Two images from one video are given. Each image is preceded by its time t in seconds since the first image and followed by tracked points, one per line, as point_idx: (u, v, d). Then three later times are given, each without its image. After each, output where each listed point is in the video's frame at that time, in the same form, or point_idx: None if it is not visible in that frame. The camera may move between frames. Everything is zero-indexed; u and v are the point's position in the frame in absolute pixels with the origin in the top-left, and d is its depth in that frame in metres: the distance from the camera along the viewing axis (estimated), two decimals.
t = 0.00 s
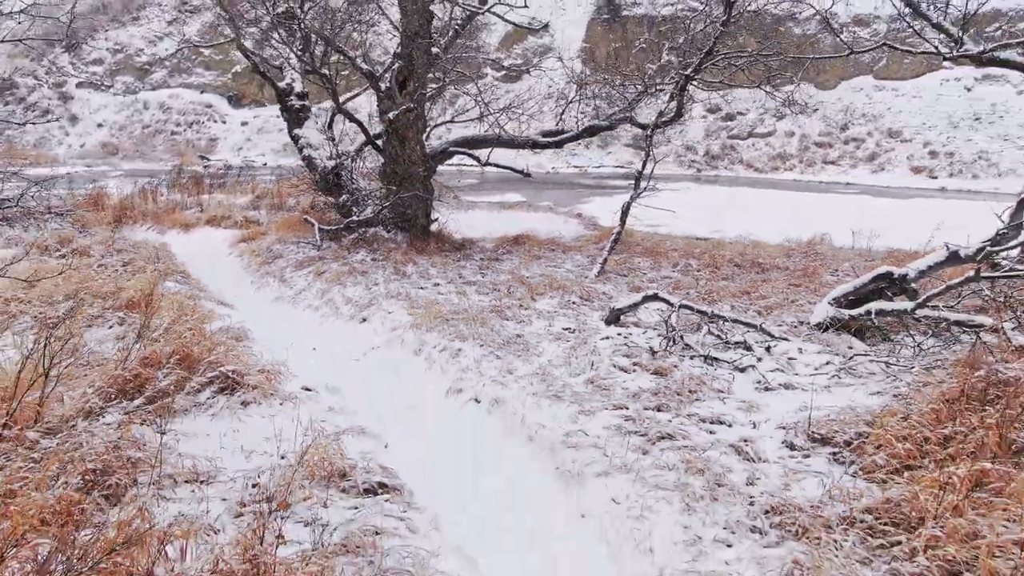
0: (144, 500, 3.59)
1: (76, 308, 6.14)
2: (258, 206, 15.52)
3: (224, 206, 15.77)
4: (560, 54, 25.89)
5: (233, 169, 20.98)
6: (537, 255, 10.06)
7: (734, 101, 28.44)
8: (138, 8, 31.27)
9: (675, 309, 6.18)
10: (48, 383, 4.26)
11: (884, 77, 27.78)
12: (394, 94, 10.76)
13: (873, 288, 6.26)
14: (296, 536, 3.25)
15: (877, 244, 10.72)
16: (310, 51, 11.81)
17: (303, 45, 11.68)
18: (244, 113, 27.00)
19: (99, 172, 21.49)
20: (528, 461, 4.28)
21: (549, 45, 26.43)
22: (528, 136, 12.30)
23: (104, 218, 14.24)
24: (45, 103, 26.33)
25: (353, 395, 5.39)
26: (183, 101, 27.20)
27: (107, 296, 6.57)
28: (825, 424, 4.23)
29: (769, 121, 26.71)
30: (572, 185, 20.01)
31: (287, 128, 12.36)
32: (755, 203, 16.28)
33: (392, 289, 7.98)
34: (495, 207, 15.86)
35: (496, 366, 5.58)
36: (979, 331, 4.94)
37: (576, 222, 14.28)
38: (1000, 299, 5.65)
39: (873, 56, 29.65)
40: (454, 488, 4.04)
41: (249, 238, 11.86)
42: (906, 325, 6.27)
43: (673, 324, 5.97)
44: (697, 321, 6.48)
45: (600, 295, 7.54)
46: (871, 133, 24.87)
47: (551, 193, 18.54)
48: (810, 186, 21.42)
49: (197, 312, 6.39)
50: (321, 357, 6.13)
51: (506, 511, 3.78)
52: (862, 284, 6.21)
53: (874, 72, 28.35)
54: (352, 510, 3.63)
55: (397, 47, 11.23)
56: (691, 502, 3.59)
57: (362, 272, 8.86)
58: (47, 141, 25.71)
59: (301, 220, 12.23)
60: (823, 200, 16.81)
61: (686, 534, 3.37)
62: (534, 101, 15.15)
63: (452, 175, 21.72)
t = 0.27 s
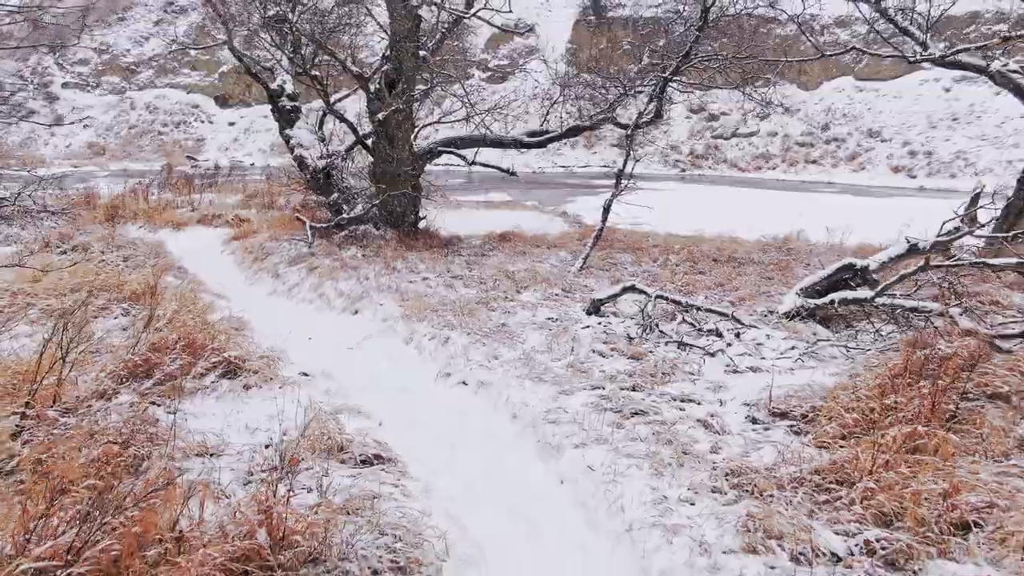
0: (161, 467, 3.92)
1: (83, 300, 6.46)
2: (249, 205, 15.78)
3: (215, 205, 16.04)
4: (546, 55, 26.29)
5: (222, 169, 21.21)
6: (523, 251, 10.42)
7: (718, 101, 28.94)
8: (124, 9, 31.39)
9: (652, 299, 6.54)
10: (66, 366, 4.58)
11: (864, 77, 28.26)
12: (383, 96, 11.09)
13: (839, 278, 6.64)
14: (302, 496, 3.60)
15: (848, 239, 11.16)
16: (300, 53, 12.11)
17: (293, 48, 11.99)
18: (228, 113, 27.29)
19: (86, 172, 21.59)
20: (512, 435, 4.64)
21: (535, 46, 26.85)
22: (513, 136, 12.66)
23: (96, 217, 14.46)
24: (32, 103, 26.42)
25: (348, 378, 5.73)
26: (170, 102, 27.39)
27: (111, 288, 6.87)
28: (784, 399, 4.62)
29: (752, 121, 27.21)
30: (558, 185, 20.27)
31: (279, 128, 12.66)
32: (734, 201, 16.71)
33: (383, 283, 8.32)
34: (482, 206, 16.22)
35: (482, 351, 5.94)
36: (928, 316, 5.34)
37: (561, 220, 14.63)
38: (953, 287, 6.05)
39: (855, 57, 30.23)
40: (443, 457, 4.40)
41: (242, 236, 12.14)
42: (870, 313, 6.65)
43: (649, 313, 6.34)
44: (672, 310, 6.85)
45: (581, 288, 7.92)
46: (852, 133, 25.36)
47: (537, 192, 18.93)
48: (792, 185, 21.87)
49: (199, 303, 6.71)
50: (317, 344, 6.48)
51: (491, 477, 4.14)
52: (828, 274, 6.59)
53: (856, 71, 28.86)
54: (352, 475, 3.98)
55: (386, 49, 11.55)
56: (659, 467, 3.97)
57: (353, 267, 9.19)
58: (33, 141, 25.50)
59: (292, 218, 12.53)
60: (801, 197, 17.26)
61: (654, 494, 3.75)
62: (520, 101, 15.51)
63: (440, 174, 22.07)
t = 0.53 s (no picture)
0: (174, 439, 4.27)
1: (87, 293, 6.76)
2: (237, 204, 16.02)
3: (204, 205, 16.30)
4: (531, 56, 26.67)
5: (210, 169, 21.44)
6: (507, 247, 10.79)
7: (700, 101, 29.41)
8: (108, 9, 31.46)
9: (628, 289, 6.92)
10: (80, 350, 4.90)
11: (843, 79, 28.62)
12: (371, 97, 11.43)
13: (804, 269, 7.06)
14: (306, 462, 3.96)
15: (820, 235, 11.61)
16: (290, 56, 12.43)
17: (283, 50, 12.31)
18: (213, 113, 27.85)
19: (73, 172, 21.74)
20: (495, 413, 5.00)
21: (520, 47, 27.23)
22: (498, 136, 13.04)
23: (87, 216, 14.70)
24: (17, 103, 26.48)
25: (341, 364, 6.07)
26: (156, 102, 27.55)
27: (112, 281, 7.18)
28: (747, 378, 5.01)
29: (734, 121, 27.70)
30: (542, 185, 20.51)
31: (269, 129, 12.97)
32: (714, 200, 17.15)
33: (373, 277, 8.66)
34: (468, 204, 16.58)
35: (468, 339, 6.31)
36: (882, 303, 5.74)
37: (545, 219, 15.00)
38: (908, 277, 6.47)
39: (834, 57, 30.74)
40: (431, 433, 4.73)
41: (233, 233, 12.41)
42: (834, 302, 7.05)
43: (625, 302, 6.73)
44: (648, 301, 7.25)
45: (563, 281, 8.30)
46: (831, 133, 25.58)
47: (522, 191, 19.31)
48: (771, 184, 22.33)
49: (198, 295, 7.03)
50: (312, 333, 6.84)
51: (476, 448, 4.49)
52: (793, 266, 6.99)
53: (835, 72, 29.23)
54: (348, 446, 4.33)
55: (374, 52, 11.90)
56: (631, 438, 4.35)
57: (344, 263, 9.53)
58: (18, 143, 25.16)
59: (283, 216, 12.85)
60: (779, 196, 17.72)
61: (624, 461, 4.13)
62: (504, 102, 15.87)
63: (427, 173, 22.41)
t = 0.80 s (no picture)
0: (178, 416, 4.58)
1: (84, 286, 7.04)
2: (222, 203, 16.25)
3: (189, 204, 16.52)
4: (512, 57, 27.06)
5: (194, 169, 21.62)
6: (489, 244, 11.15)
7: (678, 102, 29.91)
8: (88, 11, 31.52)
9: (602, 281, 7.32)
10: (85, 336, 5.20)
11: (817, 80, 29.28)
12: (356, 99, 11.76)
13: (768, 261, 7.47)
14: (303, 434, 4.29)
15: (789, 231, 12.06)
16: (276, 58, 12.72)
17: (269, 53, 12.60)
18: (193, 114, 28.18)
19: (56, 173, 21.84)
20: (476, 395, 5.34)
21: (501, 49, 27.59)
22: (479, 136, 13.40)
23: (73, 215, 14.89)
24: None
25: (330, 352, 6.38)
26: (137, 103, 27.67)
27: (107, 276, 7.45)
28: (710, 359, 5.41)
29: (712, 122, 28.22)
30: (523, 185, 20.80)
31: (255, 129, 13.25)
32: (691, 198, 17.60)
33: (359, 272, 8.99)
34: (450, 203, 16.94)
35: (451, 328, 6.66)
36: (835, 291, 6.16)
37: (526, 217, 15.38)
38: (863, 268, 6.90)
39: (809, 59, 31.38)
40: (417, 413, 5.05)
41: (219, 231, 12.65)
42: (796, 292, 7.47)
43: (599, 293, 7.12)
44: (622, 292, 7.63)
45: (541, 274, 8.67)
46: (806, 133, 26.17)
47: (503, 190, 19.68)
48: (748, 183, 22.85)
49: (192, 289, 7.33)
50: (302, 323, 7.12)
51: (457, 426, 4.82)
52: (758, 259, 7.41)
53: (810, 74, 29.89)
54: (341, 422, 4.66)
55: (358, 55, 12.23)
56: (601, 414, 4.72)
57: (330, 259, 9.85)
58: None
59: (269, 215, 13.13)
60: (752, 195, 18.20)
61: (595, 433, 4.48)
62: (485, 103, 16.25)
63: (410, 173, 22.72)
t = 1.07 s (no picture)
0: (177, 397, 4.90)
1: (77, 281, 7.31)
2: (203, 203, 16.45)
3: (171, 203, 16.72)
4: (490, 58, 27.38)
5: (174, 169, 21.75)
6: (466, 240, 11.49)
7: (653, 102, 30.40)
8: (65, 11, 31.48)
9: (574, 274, 7.69)
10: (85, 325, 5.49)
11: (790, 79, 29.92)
12: (336, 99, 12.06)
13: (732, 254, 7.88)
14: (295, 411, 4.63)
15: (757, 227, 12.51)
16: (256, 60, 12.98)
17: (250, 55, 12.87)
18: (171, 114, 28.36)
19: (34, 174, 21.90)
20: (455, 379, 5.69)
21: (479, 49, 27.91)
22: (457, 136, 13.74)
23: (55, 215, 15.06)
24: None
25: (316, 341, 6.71)
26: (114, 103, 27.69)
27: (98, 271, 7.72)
28: (672, 343, 5.81)
29: (687, 121, 28.72)
30: (501, 185, 21.07)
31: (237, 129, 13.51)
32: (664, 196, 18.04)
33: (342, 268, 9.30)
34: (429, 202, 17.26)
35: (430, 319, 7.01)
36: (789, 281, 6.59)
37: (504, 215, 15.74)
38: (820, 260, 7.33)
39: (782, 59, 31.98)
40: (400, 395, 5.39)
41: (202, 230, 12.88)
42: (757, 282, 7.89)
43: (572, 285, 7.49)
44: (594, 284, 8.01)
45: (518, 268, 9.03)
46: (780, 133, 26.57)
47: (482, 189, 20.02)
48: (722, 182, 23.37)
49: (181, 284, 7.62)
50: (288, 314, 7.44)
51: (438, 406, 5.18)
52: (722, 251, 7.81)
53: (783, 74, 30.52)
54: (329, 402, 5.00)
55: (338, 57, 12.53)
56: (570, 392, 5.10)
57: (312, 255, 10.15)
58: None
59: (251, 213, 13.40)
60: (724, 193, 18.67)
61: (564, 410, 4.85)
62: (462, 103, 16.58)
63: (390, 173, 23.00)
